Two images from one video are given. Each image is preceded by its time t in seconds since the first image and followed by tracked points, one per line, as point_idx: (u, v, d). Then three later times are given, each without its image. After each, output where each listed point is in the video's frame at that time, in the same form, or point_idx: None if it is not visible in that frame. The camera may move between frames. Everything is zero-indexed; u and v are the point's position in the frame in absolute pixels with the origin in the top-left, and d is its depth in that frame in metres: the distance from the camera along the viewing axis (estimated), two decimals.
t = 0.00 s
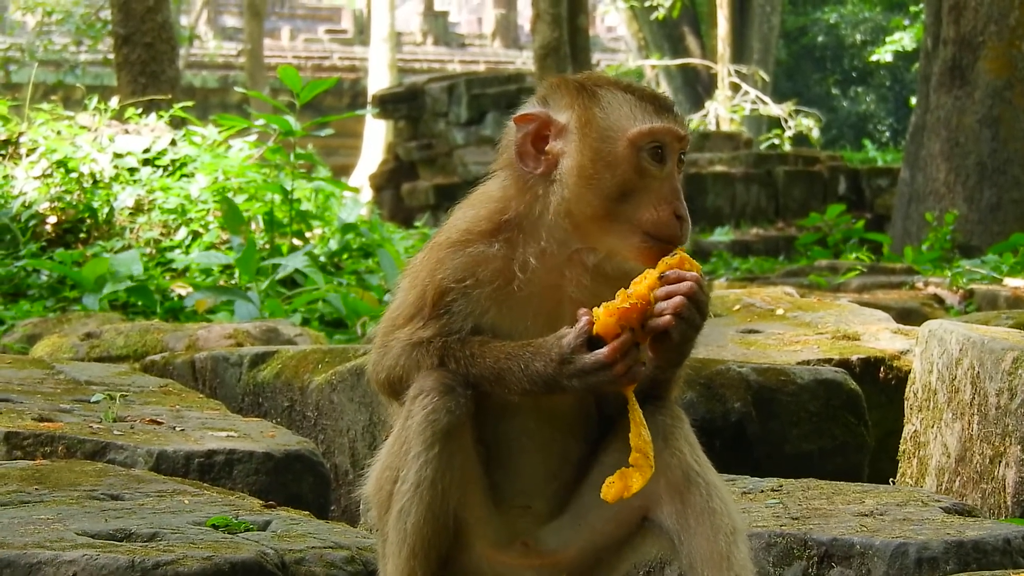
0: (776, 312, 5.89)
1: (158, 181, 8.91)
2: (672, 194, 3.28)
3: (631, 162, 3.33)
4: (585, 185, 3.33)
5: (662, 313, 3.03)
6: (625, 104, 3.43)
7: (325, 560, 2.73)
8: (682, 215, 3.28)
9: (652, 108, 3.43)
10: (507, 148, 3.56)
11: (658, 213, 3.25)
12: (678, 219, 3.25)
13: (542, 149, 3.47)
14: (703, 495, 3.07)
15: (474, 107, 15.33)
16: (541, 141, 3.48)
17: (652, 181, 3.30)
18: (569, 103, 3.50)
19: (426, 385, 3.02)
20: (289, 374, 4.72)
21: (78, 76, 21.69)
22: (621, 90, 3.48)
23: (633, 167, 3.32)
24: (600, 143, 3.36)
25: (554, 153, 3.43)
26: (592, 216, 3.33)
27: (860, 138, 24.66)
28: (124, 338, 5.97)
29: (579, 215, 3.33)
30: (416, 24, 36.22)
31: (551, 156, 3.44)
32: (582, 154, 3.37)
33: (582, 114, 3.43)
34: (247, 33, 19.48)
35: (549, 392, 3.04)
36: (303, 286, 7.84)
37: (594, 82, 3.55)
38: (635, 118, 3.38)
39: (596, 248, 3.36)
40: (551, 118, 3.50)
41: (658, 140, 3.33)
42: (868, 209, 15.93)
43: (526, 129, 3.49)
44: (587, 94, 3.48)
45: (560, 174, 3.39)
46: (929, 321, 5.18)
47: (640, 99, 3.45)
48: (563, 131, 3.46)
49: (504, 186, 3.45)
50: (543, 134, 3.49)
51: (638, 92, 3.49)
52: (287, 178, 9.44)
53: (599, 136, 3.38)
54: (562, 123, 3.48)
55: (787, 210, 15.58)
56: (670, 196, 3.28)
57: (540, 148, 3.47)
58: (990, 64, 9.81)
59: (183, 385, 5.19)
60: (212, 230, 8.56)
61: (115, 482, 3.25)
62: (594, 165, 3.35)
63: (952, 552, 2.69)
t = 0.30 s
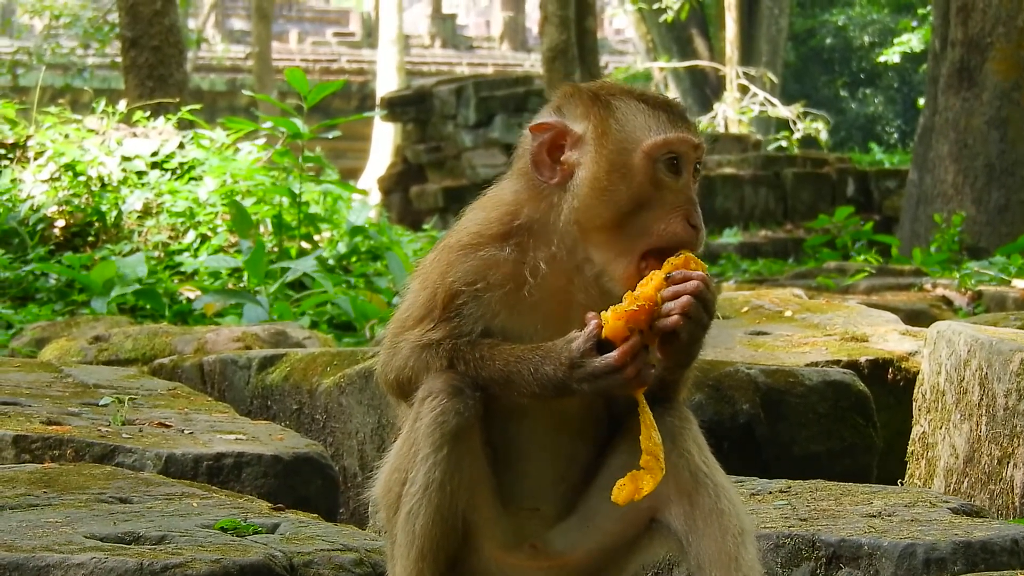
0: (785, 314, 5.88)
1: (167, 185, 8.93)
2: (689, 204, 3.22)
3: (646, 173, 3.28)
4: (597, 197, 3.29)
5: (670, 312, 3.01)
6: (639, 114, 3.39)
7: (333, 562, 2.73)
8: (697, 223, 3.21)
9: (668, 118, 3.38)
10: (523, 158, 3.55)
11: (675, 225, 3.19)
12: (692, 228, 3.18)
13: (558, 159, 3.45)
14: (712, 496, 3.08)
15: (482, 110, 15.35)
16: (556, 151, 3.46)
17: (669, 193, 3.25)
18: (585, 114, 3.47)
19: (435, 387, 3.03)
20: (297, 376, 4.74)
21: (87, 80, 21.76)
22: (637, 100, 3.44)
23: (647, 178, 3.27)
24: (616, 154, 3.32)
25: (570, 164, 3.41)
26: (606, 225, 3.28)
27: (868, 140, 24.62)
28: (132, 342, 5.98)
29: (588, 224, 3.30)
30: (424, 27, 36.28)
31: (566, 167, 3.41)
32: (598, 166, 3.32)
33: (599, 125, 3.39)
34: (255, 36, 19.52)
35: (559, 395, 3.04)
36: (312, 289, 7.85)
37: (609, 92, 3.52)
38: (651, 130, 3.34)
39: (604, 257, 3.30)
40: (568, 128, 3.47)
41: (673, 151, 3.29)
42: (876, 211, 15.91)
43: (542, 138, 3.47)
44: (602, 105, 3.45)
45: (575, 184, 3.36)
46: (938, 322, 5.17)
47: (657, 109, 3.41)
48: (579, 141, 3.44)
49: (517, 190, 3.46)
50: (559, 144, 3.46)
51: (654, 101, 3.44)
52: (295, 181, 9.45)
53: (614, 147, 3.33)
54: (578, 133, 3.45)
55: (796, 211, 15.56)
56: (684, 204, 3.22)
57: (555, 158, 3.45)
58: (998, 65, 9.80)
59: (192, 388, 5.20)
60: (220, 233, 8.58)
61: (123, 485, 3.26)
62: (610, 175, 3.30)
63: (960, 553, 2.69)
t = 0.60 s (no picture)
0: (789, 315, 5.87)
1: (171, 187, 8.95)
2: (684, 217, 3.18)
3: (641, 189, 3.25)
4: (595, 210, 3.28)
5: (664, 312, 3.02)
6: (639, 126, 3.36)
7: (338, 564, 2.73)
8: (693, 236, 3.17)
9: (667, 131, 3.34)
10: (533, 165, 3.56)
11: (668, 238, 3.17)
12: (686, 241, 3.14)
13: (564, 169, 3.45)
14: (717, 497, 3.08)
15: (486, 112, 15.26)
16: (562, 161, 3.46)
17: (663, 207, 3.22)
18: (587, 124, 3.44)
19: (441, 389, 3.04)
20: (302, 378, 4.73)
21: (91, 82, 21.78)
22: (638, 111, 3.40)
23: (642, 193, 3.25)
24: (613, 168, 3.31)
25: (571, 175, 3.41)
26: (603, 236, 3.28)
27: (872, 141, 24.59)
28: (137, 344, 5.99)
29: (589, 236, 3.30)
30: (428, 29, 36.29)
31: (569, 177, 3.41)
32: (591, 179, 3.32)
33: (595, 138, 3.38)
34: (259, 38, 19.53)
35: (563, 403, 3.06)
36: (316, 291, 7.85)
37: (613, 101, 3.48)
38: (647, 143, 3.30)
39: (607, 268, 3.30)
40: (571, 139, 3.45)
41: (668, 164, 3.25)
42: (880, 212, 15.89)
43: (548, 149, 3.47)
44: (601, 117, 3.41)
45: (572, 195, 3.37)
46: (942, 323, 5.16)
47: (656, 121, 3.36)
48: (581, 151, 3.42)
49: (526, 195, 3.47)
50: (563, 154, 3.45)
51: (658, 112, 3.40)
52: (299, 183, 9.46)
53: (610, 161, 3.32)
54: (580, 143, 3.43)
55: (800, 213, 15.54)
56: (682, 218, 3.18)
57: (561, 167, 3.45)
58: (1002, 66, 9.79)
59: (196, 390, 5.20)
60: (225, 235, 8.59)
61: (128, 488, 3.26)
62: (603, 189, 3.30)
63: (965, 555, 2.68)
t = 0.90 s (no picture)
0: (792, 321, 5.87)
1: (174, 192, 8.95)
2: (683, 222, 3.17)
3: (639, 195, 3.26)
4: (594, 217, 3.29)
5: (666, 320, 3.01)
6: (636, 133, 3.36)
7: (341, 569, 2.73)
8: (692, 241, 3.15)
9: (664, 136, 3.34)
10: (536, 172, 3.57)
11: (667, 244, 3.17)
12: (686, 246, 3.12)
13: (565, 176, 3.45)
14: (720, 504, 3.09)
15: (488, 116, 15.24)
16: (563, 168, 3.46)
17: (662, 213, 3.22)
18: (585, 129, 3.45)
19: (443, 395, 3.04)
20: (304, 384, 4.73)
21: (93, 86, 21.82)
22: (636, 116, 3.41)
23: (640, 199, 3.25)
24: (610, 175, 3.32)
25: (572, 182, 3.41)
26: (602, 242, 3.28)
27: (875, 146, 24.58)
28: (139, 349, 5.99)
29: (591, 243, 3.30)
30: (431, 33, 36.32)
31: (571, 184, 3.42)
32: (589, 187, 3.33)
33: (593, 145, 3.39)
34: (262, 43, 19.56)
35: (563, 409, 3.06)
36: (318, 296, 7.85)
37: (612, 107, 3.49)
38: (644, 149, 3.32)
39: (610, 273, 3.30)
40: (572, 145, 3.46)
41: (666, 170, 3.25)
42: (882, 217, 15.89)
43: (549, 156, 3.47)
44: (600, 122, 3.42)
45: (571, 203, 3.38)
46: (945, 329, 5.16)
47: (655, 126, 3.37)
48: (581, 158, 3.42)
49: (530, 202, 3.48)
50: (565, 162, 3.46)
51: (656, 117, 3.40)
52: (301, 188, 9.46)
53: (608, 168, 3.33)
54: (581, 150, 3.43)
55: (802, 218, 15.54)
56: (679, 223, 3.18)
57: (562, 175, 3.45)
58: (1004, 72, 9.79)
59: (199, 396, 5.20)
60: (227, 240, 8.59)
61: (131, 493, 3.26)
62: (601, 196, 3.30)
63: (969, 561, 2.68)
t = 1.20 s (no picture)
0: (791, 331, 5.87)
1: (174, 202, 8.96)
2: (669, 251, 3.15)
3: (624, 228, 3.24)
4: (586, 249, 3.29)
5: (651, 344, 2.99)
6: (622, 163, 3.35)
7: None
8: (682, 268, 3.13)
9: (647, 166, 3.31)
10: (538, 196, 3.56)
11: (653, 273, 3.15)
12: (673, 274, 3.12)
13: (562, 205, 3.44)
14: (719, 516, 3.10)
15: (489, 126, 15.28)
16: (561, 197, 3.45)
17: (648, 242, 3.20)
18: (575, 158, 3.42)
19: (443, 406, 3.06)
20: (304, 395, 4.73)
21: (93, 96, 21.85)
22: (623, 145, 3.37)
23: (625, 231, 3.23)
24: (595, 208, 3.31)
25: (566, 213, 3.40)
26: (595, 272, 3.28)
27: (875, 156, 24.61)
28: (139, 359, 5.99)
29: (587, 272, 3.29)
30: (431, 43, 36.38)
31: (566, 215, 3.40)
32: (576, 218, 3.32)
33: (581, 176, 3.39)
34: (263, 52, 19.59)
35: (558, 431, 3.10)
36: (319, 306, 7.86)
37: (604, 134, 3.46)
38: (627, 181, 3.30)
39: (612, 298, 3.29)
40: (565, 175, 3.44)
41: (649, 200, 3.22)
42: (882, 227, 15.90)
43: (547, 186, 3.47)
44: (589, 152, 3.40)
45: (562, 231, 3.37)
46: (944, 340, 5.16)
47: (639, 156, 3.34)
48: (574, 188, 3.40)
49: (533, 220, 3.48)
50: (561, 192, 3.45)
51: (644, 144, 3.36)
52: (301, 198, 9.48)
53: (593, 201, 3.32)
54: (573, 179, 3.40)
55: (803, 227, 15.56)
56: (665, 252, 3.16)
57: (560, 204, 3.44)
58: (1004, 82, 9.82)
59: (199, 406, 5.19)
60: (227, 250, 8.60)
61: (130, 504, 3.27)
62: (588, 229, 3.30)
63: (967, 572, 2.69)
